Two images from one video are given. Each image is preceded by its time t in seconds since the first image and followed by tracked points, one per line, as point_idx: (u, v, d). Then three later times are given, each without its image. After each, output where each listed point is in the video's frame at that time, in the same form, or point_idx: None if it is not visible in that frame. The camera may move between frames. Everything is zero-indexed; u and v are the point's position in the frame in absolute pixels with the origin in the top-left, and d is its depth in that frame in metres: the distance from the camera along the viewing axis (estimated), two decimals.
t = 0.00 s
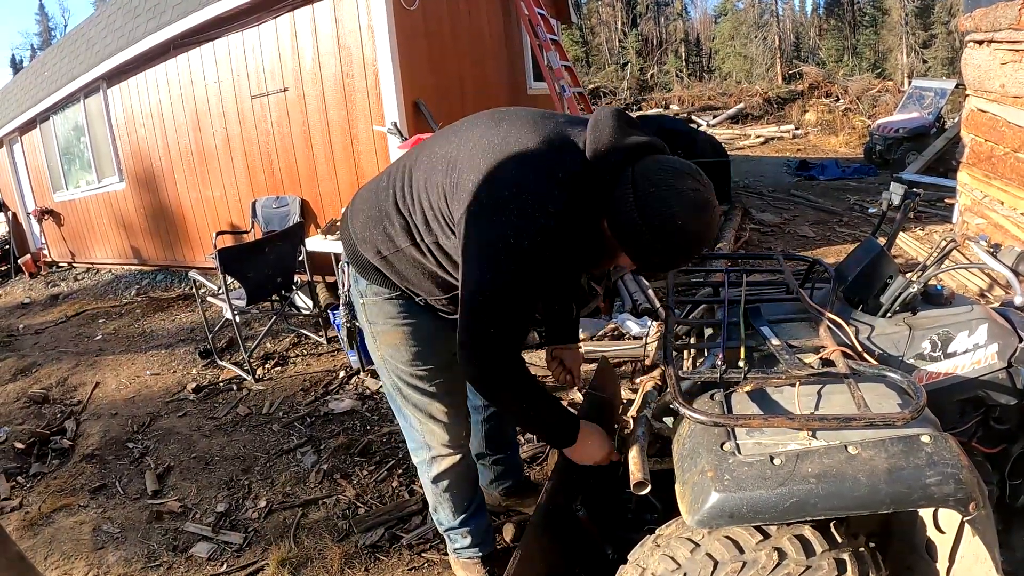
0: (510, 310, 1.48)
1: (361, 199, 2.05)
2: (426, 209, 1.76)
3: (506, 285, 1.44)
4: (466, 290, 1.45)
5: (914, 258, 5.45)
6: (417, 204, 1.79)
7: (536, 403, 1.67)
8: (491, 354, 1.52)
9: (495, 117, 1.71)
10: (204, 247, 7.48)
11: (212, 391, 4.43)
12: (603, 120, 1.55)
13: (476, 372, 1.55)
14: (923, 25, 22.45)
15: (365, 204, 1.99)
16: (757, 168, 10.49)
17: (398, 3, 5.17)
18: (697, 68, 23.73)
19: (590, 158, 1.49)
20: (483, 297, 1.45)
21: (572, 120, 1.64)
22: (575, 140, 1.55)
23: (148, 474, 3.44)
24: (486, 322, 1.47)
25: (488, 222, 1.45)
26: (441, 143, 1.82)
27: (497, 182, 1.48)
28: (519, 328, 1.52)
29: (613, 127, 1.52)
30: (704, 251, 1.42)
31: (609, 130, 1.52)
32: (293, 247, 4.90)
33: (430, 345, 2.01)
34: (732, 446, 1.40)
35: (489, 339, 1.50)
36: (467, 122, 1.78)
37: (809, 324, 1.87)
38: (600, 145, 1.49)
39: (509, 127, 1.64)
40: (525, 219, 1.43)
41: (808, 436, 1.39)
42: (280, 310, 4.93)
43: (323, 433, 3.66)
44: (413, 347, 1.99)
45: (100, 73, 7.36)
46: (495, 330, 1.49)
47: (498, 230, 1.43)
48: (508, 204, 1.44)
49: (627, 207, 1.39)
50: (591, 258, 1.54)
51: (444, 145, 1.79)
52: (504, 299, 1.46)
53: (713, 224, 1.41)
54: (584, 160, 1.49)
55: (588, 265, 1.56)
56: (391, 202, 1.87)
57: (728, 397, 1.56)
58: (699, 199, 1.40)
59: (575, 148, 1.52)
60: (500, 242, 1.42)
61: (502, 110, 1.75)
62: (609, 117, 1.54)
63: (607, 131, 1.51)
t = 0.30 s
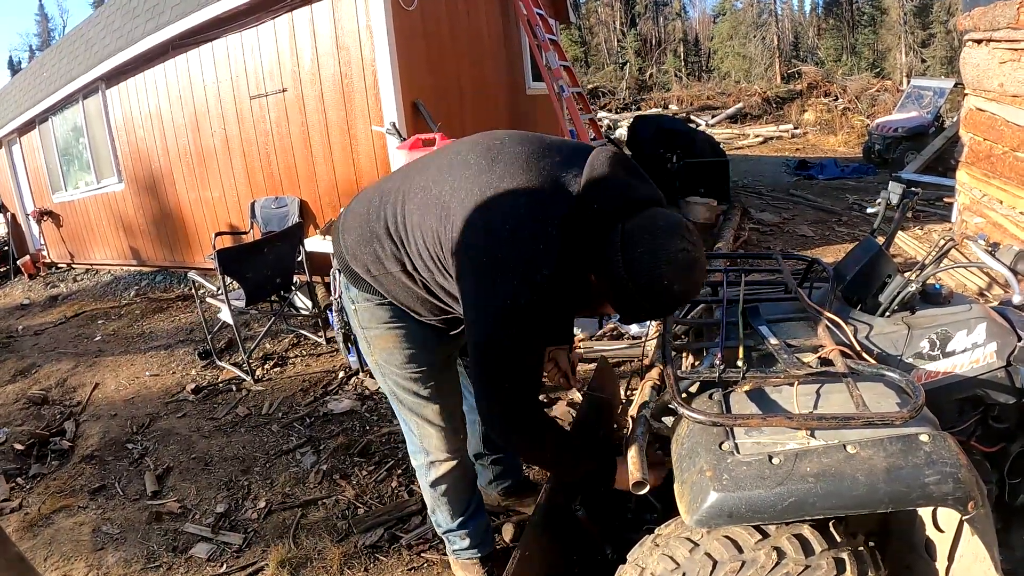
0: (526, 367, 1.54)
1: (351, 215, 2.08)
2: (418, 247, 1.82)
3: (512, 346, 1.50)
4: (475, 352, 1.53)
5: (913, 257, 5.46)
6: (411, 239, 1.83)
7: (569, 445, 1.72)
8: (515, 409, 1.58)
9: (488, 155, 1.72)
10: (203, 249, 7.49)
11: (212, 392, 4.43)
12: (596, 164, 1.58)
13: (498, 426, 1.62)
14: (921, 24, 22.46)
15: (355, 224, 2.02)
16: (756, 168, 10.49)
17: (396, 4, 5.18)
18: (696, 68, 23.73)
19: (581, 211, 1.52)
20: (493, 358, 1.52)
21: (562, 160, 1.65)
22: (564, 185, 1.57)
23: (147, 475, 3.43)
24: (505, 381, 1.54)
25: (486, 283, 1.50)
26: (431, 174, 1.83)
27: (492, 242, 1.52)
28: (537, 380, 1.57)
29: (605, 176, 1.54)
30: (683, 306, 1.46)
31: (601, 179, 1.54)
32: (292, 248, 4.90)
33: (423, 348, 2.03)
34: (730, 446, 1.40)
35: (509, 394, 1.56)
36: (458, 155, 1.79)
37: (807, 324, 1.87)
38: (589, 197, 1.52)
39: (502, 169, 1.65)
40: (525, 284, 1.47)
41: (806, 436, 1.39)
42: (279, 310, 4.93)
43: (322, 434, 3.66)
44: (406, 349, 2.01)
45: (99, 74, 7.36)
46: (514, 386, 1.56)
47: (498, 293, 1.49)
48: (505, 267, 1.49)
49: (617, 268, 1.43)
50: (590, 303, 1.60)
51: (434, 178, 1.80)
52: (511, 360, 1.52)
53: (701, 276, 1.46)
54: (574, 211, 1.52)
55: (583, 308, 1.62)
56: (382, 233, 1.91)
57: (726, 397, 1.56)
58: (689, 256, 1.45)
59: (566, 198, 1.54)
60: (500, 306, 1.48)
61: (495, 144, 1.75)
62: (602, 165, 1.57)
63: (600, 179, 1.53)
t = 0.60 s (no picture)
0: (540, 389, 1.59)
1: (341, 232, 2.06)
2: (413, 269, 1.81)
3: (524, 371, 1.55)
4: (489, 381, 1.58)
5: (912, 256, 5.47)
6: (405, 262, 1.84)
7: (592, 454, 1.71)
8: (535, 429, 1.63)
9: (479, 176, 1.72)
10: (203, 250, 7.50)
11: (211, 392, 4.43)
12: (585, 183, 1.59)
13: (514, 444, 1.68)
14: (920, 23, 22.48)
15: (347, 242, 2.01)
16: (755, 167, 10.50)
17: (395, 4, 5.18)
18: (695, 67, 23.74)
19: (571, 232, 1.54)
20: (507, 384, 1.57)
21: (552, 180, 1.67)
22: (553, 208, 1.57)
23: (147, 476, 3.44)
24: (522, 405, 1.59)
25: (491, 315, 1.53)
26: (421, 193, 1.82)
27: (492, 273, 1.53)
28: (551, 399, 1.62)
29: (593, 194, 1.56)
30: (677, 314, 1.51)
31: (589, 198, 1.56)
32: (292, 248, 4.90)
33: (415, 350, 2.07)
34: (729, 444, 1.40)
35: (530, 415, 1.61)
36: (447, 174, 1.79)
37: (806, 323, 1.87)
38: (578, 219, 1.54)
39: (493, 190, 1.66)
40: (527, 313, 1.51)
41: (805, 434, 1.39)
42: (279, 311, 4.94)
43: (322, 434, 3.66)
44: (399, 350, 2.04)
45: (98, 75, 7.36)
46: (533, 405, 1.60)
47: (505, 324, 1.52)
48: (507, 298, 1.52)
49: (613, 290, 1.47)
50: (589, 318, 1.63)
51: (425, 199, 1.80)
52: (522, 385, 1.57)
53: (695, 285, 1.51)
54: (565, 231, 1.54)
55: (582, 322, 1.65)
56: (376, 255, 1.91)
57: (725, 395, 1.56)
58: (681, 266, 1.48)
59: (557, 219, 1.56)
60: (507, 337, 1.52)
61: (484, 163, 1.76)
62: (590, 183, 1.58)
63: (587, 198, 1.56)
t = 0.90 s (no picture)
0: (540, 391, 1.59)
1: (340, 233, 2.06)
2: (413, 271, 1.82)
3: (525, 374, 1.55)
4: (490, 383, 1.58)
5: (911, 255, 5.47)
6: (406, 264, 1.84)
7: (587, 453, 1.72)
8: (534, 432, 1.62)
9: (480, 180, 1.72)
10: (202, 251, 7.50)
11: (211, 394, 4.43)
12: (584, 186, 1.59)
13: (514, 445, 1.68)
14: (919, 22, 22.49)
15: (346, 243, 2.00)
16: (754, 166, 10.51)
17: (393, 5, 5.19)
18: (694, 67, 23.74)
19: (570, 236, 1.54)
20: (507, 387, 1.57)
21: (553, 185, 1.69)
22: (553, 212, 1.58)
23: (148, 477, 3.44)
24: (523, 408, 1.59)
25: (492, 317, 1.54)
26: (421, 196, 1.83)
27: (493, 274, 1.54)
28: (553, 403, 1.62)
29: (593, 198, 1.56)
30: (673, 317, 1.53)
31: (589, 201, 1.55)
32: (291, 249, 4.90)
33: (410, 351, 2.07)
34: (727, 442, 1.41)
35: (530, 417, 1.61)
36: (448, 177, 1.79)
37: (804, 321, 1.87)
38: (576, 223, 1.54)
39: (495, 193, 1.66)
40: (527, 316, 1.51)
41: (802, 432, 1.39)
42: (279, 312, 4.94)
43: (322, 435, 3.66)
44: (396, 351, 2.05)
45: (97, 77, 7.36)
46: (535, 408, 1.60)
47: (505, 326, 1.52)
48: (508, 301, 1.52)
49: (612, 293, 1.48)
50: (588, 321, 1.64)
51: (426, 201, 1.80)
52: (523, 387, 1.58)
53: (691, 287, 1.52)
54: (565, 234, 1.55)
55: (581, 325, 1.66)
56: (378, 256, 1.91)
57: (723, 394, 1.57)
58: (676, 268, 1.49)
59: (557, 222, 1.56)
60: (507, 339, 1.52)
61: (486, 166, 1.76)
62: (590, 187, 1.57)
63: (585, 202, 1.56)
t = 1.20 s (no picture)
0: (542, 393, 1.58)
1: (340, 235, 2.07)
2: (413, 273, 1.83)
3: (526, 374, 1.55)
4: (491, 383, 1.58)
5: (909, 254, 5.49)
6: (407, 266, 1.84)
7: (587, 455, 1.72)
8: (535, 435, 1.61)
9: (480, 183, 1.74)
10: (202, 255, 7.51)
11: (212, 397, 4.44)
12: (582, 191, 1.60)
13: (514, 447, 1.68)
14: (917, 21, 22.52)
15: (347, 245, 2.01)
16: (752, 167, 10.53)
17: (391, 8, 5.20)
18: (692, 68, 23.76)
19: (570, 237, 1.56)
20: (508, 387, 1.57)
21: (552, 189, 1.71)
22: (553, 215, 1.59)
23: (149, 481, 3.45)
24: (523, 409, 1.59)
25: (493, 317, 1.55)
26: (422, 198, 1.84)
27: (493, 275, 1.55)
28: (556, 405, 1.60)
29: (593, 201, 1.57)
30: (673, 321, 1.54)
31: (588, 204, 1.57)
32: (291, 252, 4.91)
33: (409, 353, 2.08)
34: (724, 443, 1.42)
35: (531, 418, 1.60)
36: (449, 180, 1.80)
37: (800, 322, 1.88)
38: (575, 225, 1.55)
39: (495, 196, 1.68)
40: (527, 315, 1.52)
41: (799, 433, 1.40)
42: (279, 315, 4.95)
43: (322, 438, 3.67)
44: (394, 354, 2.06)
45: (96, 82, 7.37)
46: (536, 409, 1.59)
47: (506, 325, 1.53)
48: (508, 301, 1.53)
49: (611, 295, 1.49)
50: (589, 324, 1.64)
51: (427, 204, 1.82)
52: (522, 388, 1.58)
53: (691, 287, 1.53)
54: (565, 237, 1.56)
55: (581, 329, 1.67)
56: (379, 257, 1.92)
57: (720, 395, 1.58)
58: (675, 271, 1.50)
59: (557, 225, 1.58)
60: (507, 339, 1.53)
61: (486, 170, 1.77)
62: (589, 190, 1.58)
63: (584, 205, 1.57)
